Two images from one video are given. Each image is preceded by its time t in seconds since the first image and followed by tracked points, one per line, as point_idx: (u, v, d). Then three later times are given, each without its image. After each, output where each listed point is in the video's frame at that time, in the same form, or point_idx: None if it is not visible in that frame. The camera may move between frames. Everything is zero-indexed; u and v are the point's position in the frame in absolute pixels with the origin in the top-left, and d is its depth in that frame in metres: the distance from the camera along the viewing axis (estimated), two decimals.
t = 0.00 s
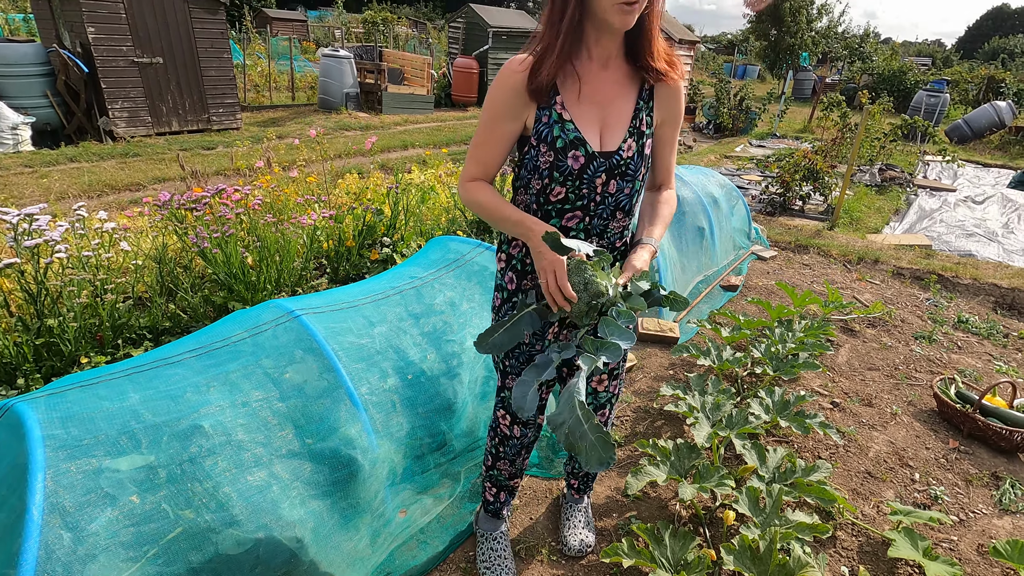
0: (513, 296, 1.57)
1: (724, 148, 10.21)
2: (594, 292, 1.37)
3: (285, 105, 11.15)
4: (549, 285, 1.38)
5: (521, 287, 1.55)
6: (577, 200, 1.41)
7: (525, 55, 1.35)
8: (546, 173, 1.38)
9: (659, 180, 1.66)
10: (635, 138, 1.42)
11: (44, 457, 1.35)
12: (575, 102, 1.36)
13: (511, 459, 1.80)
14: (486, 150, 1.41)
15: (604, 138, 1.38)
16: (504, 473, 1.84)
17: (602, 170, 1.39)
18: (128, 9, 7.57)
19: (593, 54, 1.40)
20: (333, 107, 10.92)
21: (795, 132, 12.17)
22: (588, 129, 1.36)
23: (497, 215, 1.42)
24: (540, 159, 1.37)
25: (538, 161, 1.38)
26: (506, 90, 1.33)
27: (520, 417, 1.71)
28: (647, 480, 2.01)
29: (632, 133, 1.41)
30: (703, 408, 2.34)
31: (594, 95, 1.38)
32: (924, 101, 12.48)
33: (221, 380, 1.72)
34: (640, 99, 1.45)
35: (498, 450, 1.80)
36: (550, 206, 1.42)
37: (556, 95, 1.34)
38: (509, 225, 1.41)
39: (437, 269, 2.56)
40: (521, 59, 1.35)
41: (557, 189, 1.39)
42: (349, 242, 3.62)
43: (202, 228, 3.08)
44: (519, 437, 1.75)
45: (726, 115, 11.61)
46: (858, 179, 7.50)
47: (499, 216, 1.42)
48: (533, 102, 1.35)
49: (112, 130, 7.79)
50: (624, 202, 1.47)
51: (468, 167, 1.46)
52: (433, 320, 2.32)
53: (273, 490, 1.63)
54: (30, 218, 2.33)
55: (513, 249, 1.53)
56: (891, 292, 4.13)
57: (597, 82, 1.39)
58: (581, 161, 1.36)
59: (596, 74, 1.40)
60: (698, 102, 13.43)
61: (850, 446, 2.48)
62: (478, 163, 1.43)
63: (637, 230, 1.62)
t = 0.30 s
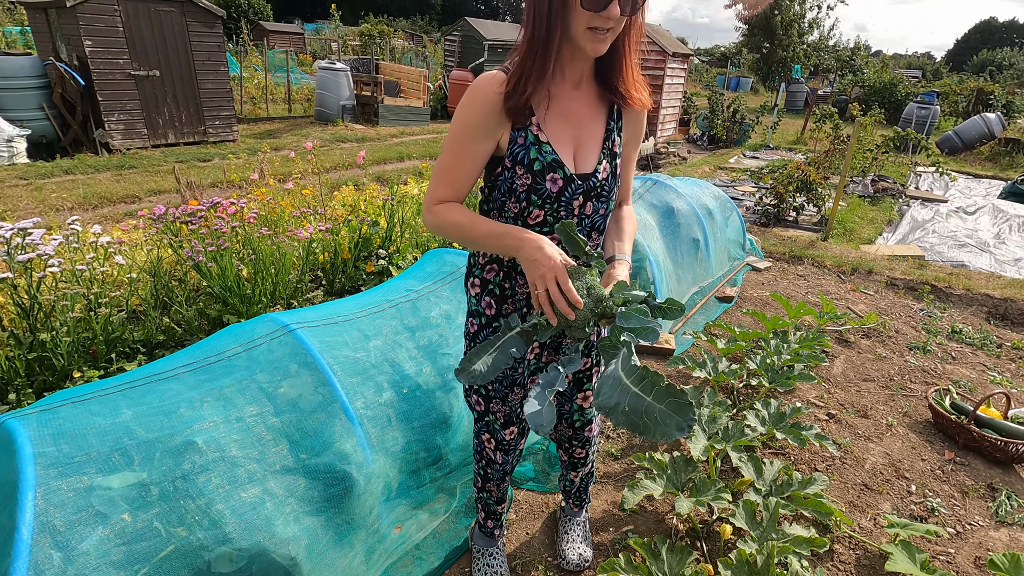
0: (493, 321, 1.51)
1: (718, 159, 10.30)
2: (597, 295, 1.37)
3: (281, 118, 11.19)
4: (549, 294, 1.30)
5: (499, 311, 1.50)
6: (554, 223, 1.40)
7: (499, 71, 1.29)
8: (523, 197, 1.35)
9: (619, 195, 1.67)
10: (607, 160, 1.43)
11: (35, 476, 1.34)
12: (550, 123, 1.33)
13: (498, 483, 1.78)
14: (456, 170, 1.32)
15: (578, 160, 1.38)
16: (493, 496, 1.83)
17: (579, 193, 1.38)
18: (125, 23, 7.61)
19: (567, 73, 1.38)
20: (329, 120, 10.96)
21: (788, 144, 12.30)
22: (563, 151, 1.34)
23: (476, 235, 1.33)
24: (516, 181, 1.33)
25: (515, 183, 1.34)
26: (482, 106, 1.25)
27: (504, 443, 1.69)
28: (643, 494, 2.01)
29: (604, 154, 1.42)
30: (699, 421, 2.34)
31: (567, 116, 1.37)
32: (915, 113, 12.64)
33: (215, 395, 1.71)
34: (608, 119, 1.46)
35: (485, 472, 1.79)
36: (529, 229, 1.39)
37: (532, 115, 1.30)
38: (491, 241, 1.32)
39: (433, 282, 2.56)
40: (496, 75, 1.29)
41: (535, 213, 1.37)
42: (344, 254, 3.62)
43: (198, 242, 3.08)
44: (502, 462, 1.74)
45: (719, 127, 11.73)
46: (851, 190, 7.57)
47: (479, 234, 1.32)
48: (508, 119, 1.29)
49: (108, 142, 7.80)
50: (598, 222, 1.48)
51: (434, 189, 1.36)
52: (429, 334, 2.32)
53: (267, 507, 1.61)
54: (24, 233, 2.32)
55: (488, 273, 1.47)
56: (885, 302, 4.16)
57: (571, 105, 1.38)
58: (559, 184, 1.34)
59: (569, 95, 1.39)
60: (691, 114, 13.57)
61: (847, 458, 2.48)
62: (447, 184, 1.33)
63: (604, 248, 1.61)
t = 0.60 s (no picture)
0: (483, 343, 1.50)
1: (709, 168, 10.37)
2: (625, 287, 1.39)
3: (274, 127, 11.17)
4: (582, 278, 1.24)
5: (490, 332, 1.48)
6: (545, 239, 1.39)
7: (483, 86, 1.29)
8: (512, 212, 1.35)
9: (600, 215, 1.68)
10: (594, 173, 1.44)
11: (22, 497, 1.31)
12: (536, 137, 1.34)
13: (489, 505, 1.76)
14: (452, 189, 1.29)
15: (566, 174, 1.38)
16: (485, 517, 1.81)
17: (569, 207, 1.38)
18: (116, 33, 7.59)
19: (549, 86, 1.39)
20: (322, 129, 10.96)
21: (778, 153, 12.42)
22: (550, 165, 1.34)
23: (481, 244, 1.27)
24: (504, 195, 1.33)
25: (504, 198, 1.34)
26: (469, 122, 1.25)
27: (496, 465, 1.67)
28: (639, 507, 2.00)
29: (590, 167, 1.43)
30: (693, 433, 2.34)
31: (552, 131, 1.38)
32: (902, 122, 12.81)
33: (207, 412, 1.69)
34: (592, 134, 1.48)
35: (477, 493, 1.78)
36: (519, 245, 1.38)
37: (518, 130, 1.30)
38: (503, 244, 1.26)
39: (427, 294, 2.54)
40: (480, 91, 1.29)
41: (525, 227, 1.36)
42: (337, 265, 3.61)
43: (189, 255, 3.06)
44: (495, 484, 1.72)
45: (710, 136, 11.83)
46: (840, 199, 7.64)
47: (486, 241, 1.27)
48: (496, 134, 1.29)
49: (98, 152, 7.75)
50: (589, 238, 1.47)
51: (431, 212, 1.33)
52: (422, 347, 2.31)
53: (259, 526, 1.60)
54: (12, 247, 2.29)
55: (477, 293, 1.47)
56: (876, 311, 4.19)
57: (555, 119, 1.39)
58: (548, 198, 1.34)
59: (552, 109, 1.40)
60: (683, 123, 13.67)
61: (841, 468, 2.49)
62: (444, 204, 1.31)
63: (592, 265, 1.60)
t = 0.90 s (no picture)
0: (478, 360, 1.47)
1: (697, 174, 10.46)
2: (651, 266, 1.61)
3: (262, 135, 11.12)
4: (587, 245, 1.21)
5: (485, 349, 1.46)
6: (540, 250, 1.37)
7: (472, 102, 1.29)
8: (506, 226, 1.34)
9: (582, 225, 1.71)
10: (583, 181, 1.45)
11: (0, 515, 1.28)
12: (526, 148, 1.34)
13: (482, 519, 1.75)
14: (445, 204, 1.28)
15: (557, 183, 1.39)
16: (477, 531, 1.79)
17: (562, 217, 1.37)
18: (102, 41, 7.53)
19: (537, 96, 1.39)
20: (311, 137, 10.93)
21: (765, 159, 12.55)
22: (541, 175, 1.35)
23: (473, 253, 1.26)
24: (497, 209, 1.32)
25: (499, 212, 1.32)
26: (460, 139, 1.25)
27: (490, 481, 1.66)
28: (630, 515, 2.00)
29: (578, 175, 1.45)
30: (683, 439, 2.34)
31: (541, 141, 1.38)
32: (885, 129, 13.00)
33: (192, 425, 1.65)
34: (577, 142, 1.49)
35: (469, 507, 1.76)
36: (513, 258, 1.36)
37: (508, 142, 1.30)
38: (501, 252, 1.25)
39: (416, 302, 2.53)
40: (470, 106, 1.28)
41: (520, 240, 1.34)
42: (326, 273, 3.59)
43: (174, 264, 3.03)
44: (488, 500, 1.70)
45: (697, 142, 11.94)
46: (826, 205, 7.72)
47: (477, 250, 1.25)
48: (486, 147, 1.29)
49: (83, 160, 7.66)
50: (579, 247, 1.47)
51: (425, 228, 1.32)
52: (411, 356, 2.29)
53: (245, 540, 1.58)
54: None
55: (469, 310, 1.44)
56: (863, 315, 4.23)
57: (543, 129, 1.40)
58: (541, 209, 1.32)
59: (540, 119, 1.40)
60: (670, 130, 13.79)
61: (830, 473, 2.50)
62: (437, 220, 1.30)
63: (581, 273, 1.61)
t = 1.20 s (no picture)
0: (459, 368, 1.45)
1: (683, 180, 10.55)
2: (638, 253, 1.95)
3: (247, 141, 11.05)
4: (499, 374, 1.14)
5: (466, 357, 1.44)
6: (522, 257, 1.35)
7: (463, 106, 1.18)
8: (492, 234, 1.28)
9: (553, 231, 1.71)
10: (557, 188, 1.46)
11: None
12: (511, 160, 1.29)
13: (463, 528, 1.74)
14: (420, 220, 1.16)
15: (537, 192, 1.37)
16: (459, 539, 1.78)
17: (543, 224, 1.35)
18: (83, 46, 7.46)
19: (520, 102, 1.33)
20: (297, 143, 10.88)
21: (749, 164, 12.69)
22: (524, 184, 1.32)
23: (430, 308, 1.14)
24: (483, 219, 1.26)
25: (484, 222, 1.27)
26: (449, 150, 1.14)
27: (471, 489, 1.64)
28: (612, 519, 1.99)
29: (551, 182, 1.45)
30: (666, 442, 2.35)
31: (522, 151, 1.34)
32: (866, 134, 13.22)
33: (167, 433, 1.63)
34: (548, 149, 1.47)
35: (450, 516, 1.74)
36: (496, 267, 1.34)
37: (495, 151, 1.23)
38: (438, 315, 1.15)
39: (398, 308, 2.52)
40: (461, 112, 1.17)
41: (504, 248, 1.31)
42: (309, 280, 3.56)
43: (153, 271, 2.99)
44: (469, 508, 1.69)
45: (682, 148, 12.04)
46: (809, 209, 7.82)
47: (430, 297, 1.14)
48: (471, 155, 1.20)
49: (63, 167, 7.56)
50: (558, 251, 1.47)
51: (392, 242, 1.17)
52: (393, 362, 2.28)
53: (221, 551, 1.55)
54: None
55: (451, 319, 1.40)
56: (844, 318, 4.28)
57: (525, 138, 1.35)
58: (525, 218, 1.30)
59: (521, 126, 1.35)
60: (656, 136, 13.91)
61: (811, 475, 2.51)
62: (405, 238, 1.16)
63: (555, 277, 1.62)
